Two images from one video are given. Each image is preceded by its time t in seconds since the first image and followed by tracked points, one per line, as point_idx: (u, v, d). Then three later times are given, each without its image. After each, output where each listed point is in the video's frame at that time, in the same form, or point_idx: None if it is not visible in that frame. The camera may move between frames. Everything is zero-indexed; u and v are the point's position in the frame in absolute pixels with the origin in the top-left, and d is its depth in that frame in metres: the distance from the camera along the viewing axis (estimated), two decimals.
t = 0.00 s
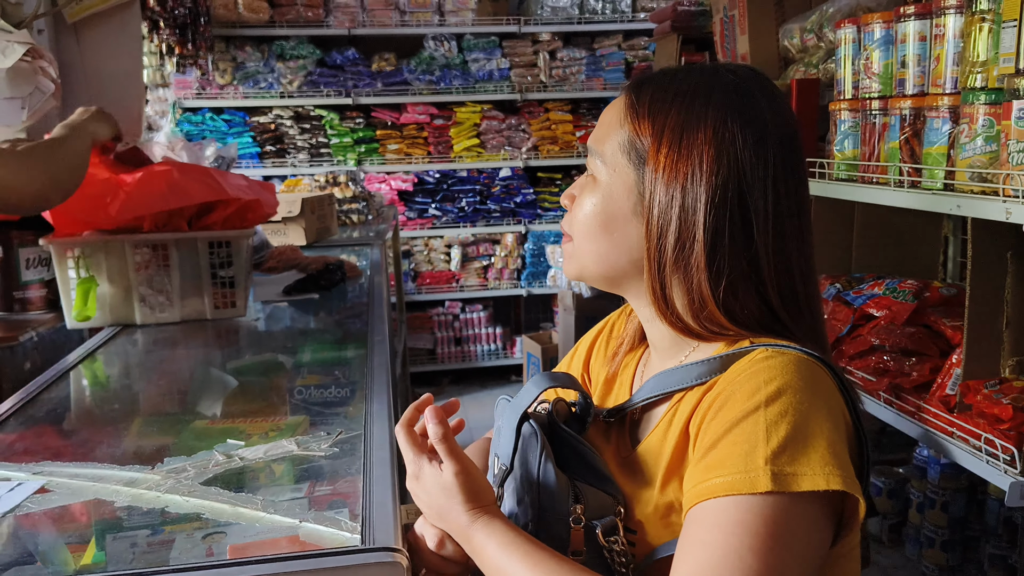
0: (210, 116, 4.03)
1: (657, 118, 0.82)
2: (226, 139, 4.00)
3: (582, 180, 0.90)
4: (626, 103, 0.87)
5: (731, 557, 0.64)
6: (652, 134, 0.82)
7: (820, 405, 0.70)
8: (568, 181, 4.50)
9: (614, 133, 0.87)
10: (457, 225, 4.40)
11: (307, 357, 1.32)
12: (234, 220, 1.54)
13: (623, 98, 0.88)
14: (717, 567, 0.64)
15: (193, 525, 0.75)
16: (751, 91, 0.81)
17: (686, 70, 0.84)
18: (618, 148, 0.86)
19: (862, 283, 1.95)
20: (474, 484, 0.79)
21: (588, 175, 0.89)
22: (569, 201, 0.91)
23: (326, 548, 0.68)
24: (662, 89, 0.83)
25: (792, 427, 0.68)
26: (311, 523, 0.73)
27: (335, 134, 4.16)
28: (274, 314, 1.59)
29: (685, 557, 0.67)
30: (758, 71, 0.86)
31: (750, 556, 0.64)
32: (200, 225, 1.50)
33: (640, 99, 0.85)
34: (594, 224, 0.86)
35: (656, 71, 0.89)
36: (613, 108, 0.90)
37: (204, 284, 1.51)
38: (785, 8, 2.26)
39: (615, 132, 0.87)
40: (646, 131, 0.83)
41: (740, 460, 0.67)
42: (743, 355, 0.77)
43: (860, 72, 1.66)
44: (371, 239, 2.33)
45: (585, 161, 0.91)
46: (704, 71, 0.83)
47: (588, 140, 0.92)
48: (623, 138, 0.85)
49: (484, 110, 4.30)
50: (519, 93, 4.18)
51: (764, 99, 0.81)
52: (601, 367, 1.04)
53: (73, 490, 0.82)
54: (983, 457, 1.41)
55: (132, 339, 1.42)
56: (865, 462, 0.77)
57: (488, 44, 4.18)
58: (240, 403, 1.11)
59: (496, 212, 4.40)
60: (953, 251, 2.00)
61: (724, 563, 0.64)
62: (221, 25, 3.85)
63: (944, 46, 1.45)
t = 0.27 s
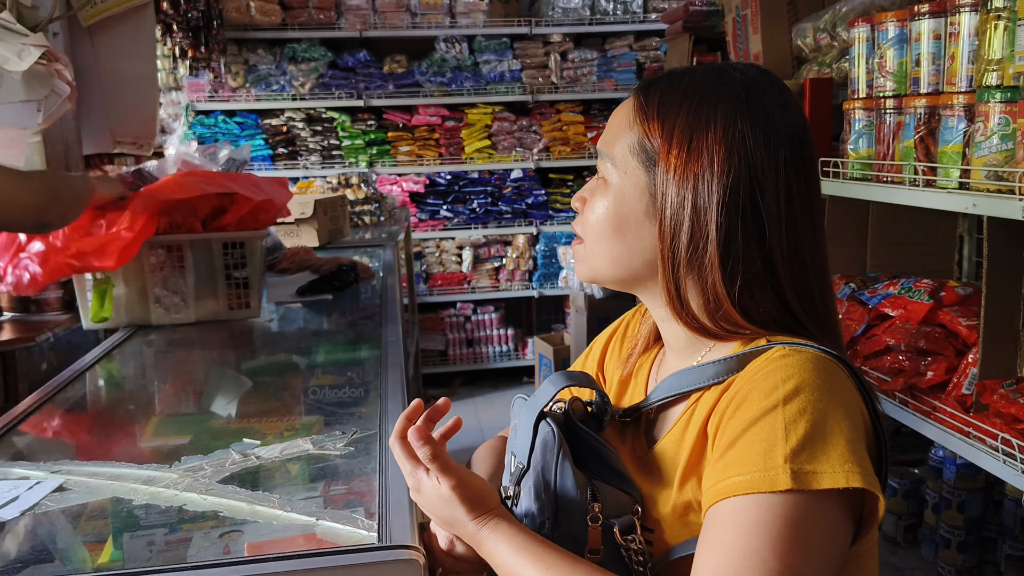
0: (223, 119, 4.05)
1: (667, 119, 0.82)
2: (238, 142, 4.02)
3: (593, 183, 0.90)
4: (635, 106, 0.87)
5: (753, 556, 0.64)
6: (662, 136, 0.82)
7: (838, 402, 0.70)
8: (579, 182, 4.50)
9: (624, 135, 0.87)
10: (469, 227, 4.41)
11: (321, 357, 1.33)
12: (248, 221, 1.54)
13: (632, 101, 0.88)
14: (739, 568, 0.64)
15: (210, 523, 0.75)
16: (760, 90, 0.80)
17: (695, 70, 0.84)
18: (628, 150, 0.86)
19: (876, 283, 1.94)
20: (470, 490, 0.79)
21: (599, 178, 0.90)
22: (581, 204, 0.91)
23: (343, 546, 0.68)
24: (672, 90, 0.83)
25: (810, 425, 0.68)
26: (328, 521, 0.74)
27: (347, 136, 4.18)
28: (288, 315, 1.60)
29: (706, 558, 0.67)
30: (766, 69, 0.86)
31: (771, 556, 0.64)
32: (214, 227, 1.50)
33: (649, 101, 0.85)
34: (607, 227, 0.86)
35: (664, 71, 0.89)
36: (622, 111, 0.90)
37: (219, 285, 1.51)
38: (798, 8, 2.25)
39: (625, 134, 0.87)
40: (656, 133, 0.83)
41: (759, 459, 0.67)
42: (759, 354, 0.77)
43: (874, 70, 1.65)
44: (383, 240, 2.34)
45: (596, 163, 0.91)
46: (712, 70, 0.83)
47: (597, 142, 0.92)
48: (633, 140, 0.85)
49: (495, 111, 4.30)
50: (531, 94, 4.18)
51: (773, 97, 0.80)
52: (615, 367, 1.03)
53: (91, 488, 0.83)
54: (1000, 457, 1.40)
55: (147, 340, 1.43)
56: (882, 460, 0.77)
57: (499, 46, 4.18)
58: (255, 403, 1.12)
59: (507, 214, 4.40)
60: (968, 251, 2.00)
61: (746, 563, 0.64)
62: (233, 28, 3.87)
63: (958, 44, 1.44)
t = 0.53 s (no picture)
0: (234, 121, 4.06)
1: (674, 116, 0.82)
2: (250, 143, 4.03)
3: (600, 181, 0.90)
4: (642, 102, 0.87)
5: (764, 554, 0.63)
6: (670, 132, 0.82)
7: (844, 398, 0.70)
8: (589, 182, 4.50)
9: (631, 132, 0.87)
10: (479, 227, 4.41)
11: (333, 357, 1.33)
12: (260, 221, 1.55)
13: (639, 98, 0.88)
14: (749, 566, 0.63)
15: (224, 521, 0.76)
16: (767, 85, 0.80)
17: (702, 66, 0.84)
18: (636, 147, 0.86)
19: (888, 281, 1.93)
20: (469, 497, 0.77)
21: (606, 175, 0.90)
22: (587, 202, 0.91)
23: (356, 544, 0.69)
24: (679, 87, 0.83)
25: (817, 422, 0.68)
26: (341, 519, 0.74)
27: (357, 137, 4.18)
28: (299, 315, 1.60)
29: (717, 557, 0.66)
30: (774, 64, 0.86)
31: (783, 554, 0.63)
32: (226, 227, 1.51)
33: (656, 97, 0.85)
34: (614, 224, 0.86)
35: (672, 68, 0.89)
36: (629, 108, 0.90)
37: (232, 285, 1.52)
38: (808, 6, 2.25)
39: (632, 131, 0.87)
40: (664, 130, 0.83)
41: (766, 456, 0.67)
42: (766, 352, 0.77)
43: (885, 68, 1.65)
44: (394, 240, 2.34)
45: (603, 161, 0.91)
46: (719, 66, 0.83)
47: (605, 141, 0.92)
48: (641, 137, 0.86)
49: (505, 112, 4.31)
50: (541, 94, 4.18)
51: (780, 92, 0.80)
52: (623, 364, 1.03)
53: (107, 487, 0.84)
54: (1014, 456, 1.39)
55: (160, 340, 1.44)
56: (892, 458, 0.77)
57: (509, 46, 4.19)
58: (268, 402, 1.12)
59: (517, 214, 4.40)
60: (981, 249, 2.01)
61: (757, 562, 0.63)
62: (244, 30, 3.89)
63: (971, 42, 1.43)
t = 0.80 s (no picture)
0: (245, 122, 4.08)
1: (687, 117, 0.81)
2: (260, 144, 4.05)
3: (611, 184, 0.89)
4: (653, 105, 0.86)
5: (781, 557, 0.63)
6: (683, 133, 0.81)
7: (863, 402, 0.70)
8: (599, 182, 4.49)
9: (643, 134, 0.86)
10: (489, 227, 4.42)
11: (344, 359, 1.33)
12: (271, 223, 1.56)
13: (649, 100, 0.88)
14: (767, 569, 0.63)
15: (236, 523, 0.76)
16: (780, 84, 0.80)
17: (713, 67, 0.84)
18: (648, 150, 0.85)
19: (901, 281, 1.92)
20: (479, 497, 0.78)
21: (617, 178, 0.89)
22: (598, 206, 0.91)
23: (369, 547, 0.69)
24: (691, 88, 0.83)
25: (836, 425, 0.68)
26: (353, 522, 0.74)
27: (367, 138, 4.19)
28: (310, 317, 1.61)
29: (735, 560, 0.66)
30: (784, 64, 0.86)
31: (800, 557, 0.63)
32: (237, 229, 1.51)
33: (668, 99, 0.84)
34: (627, 227, 0.86)
35: (681, 69, 0.89)
36: (639, 110, 0.89)
37: (243, 286, 1.52)
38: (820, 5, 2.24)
39: (644, 134, 0.86)
40: (677, 131, 0.82)
41: (785, 459, 0.67)
42: (782, 354, 0.77)
43: (898, 67, 1.64)
44: (404, 241, 2.34)
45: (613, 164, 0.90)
46: (729, 67, 0.83)
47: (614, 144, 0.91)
48: (653, 139, 0.85)
49: (515, 112, 4.31)
50: (550, 94, 4.17)
51: (794, 91, 0.80)
52: (635, 366, 1.03)
53: (120, 489, 0.84)
54: None
55: (172, 341, 1.44)
56: (910, 462, 0.76)
57: (519, 46, 4.18)
58: (279, 404, 1.12)
59: (527, 214, 4.40)
60: (995, 249, 1.97)
61: (775, 565, 0.63)
62: (255, 32, 3.91)
63: (984, 40, 1.42)
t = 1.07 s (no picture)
0: (258, 123, 4.09)
1: (707, 118, 0.81)
2: (273, 145, 4.06)
3: (629, 186, 0.89)
4: (672, 106, 0.86)
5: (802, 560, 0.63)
6: (703, 135, 0.81)
7: (884, 404, 0.70)
8: (611, 183, 4.48)
9: (661, 136, 0.86)
10: (501, 229, 4.42)
11: (358, 359, 1.34)
12: (286, 224, 1.55)
13: (667, 102, 0.88)
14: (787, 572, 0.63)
15: (252, 522, 0.76)
16: (800, 84, 0.80)
17: (732, 68, 0.84)
18: (667, 151, 0.85)
19: (915, 283, 1.91)
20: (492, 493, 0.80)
21: (635, 180, 0.89)
22: (616, 209, 0.91)
23: (385, 546, 0.69)
24: (710, 89, 0.83)
25: (858, 427, 0.67)
26: (369, 522, 0.74)
27: (379, 139, 4.20)
28: (323, 318, 1.61)
29: (756, 562, 0.66)
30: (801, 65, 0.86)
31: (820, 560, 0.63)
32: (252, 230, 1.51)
33: (686, 100, 0.85)
34: (646, 230, 0.86)
35: (699, 71, 0.89)
36: (656, 112, 0.89)
37: (257, 286, 1.53)
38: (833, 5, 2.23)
39: (662, 135, 0.86)
40: (696, 132, 0.82)
41: (806, 461, 0.67)
42: (802, 356, 0.76)
43: (913, 68, 1.63)
44: (417, 243, 2.34)
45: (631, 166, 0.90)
46: (747, 67, 0.83)
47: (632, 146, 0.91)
48: (672, 140, 0.85)
49: (527, 113, 4.31)
50: (562, 96, 4.17)
51: (813, 91, 0.80)
52: (650, 368, 1.03)
53: (137, 488, 0.85)
54: None
55: (187, 341, 1.45)
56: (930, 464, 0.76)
57: (531, 48, 4.18)
58: (294, 405, 1.13)
59: (539, 216, 4.40)
60: (1010, 250, 1.98)
61: (796, 568, 0.63)
62: (268, 33, 3.93)
63: (1000, 41, 1.41)
